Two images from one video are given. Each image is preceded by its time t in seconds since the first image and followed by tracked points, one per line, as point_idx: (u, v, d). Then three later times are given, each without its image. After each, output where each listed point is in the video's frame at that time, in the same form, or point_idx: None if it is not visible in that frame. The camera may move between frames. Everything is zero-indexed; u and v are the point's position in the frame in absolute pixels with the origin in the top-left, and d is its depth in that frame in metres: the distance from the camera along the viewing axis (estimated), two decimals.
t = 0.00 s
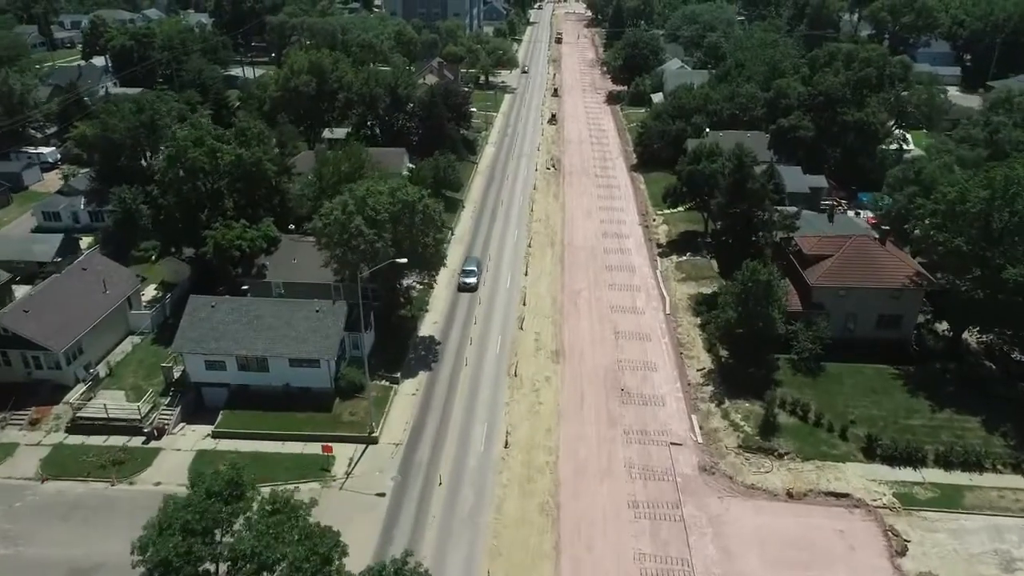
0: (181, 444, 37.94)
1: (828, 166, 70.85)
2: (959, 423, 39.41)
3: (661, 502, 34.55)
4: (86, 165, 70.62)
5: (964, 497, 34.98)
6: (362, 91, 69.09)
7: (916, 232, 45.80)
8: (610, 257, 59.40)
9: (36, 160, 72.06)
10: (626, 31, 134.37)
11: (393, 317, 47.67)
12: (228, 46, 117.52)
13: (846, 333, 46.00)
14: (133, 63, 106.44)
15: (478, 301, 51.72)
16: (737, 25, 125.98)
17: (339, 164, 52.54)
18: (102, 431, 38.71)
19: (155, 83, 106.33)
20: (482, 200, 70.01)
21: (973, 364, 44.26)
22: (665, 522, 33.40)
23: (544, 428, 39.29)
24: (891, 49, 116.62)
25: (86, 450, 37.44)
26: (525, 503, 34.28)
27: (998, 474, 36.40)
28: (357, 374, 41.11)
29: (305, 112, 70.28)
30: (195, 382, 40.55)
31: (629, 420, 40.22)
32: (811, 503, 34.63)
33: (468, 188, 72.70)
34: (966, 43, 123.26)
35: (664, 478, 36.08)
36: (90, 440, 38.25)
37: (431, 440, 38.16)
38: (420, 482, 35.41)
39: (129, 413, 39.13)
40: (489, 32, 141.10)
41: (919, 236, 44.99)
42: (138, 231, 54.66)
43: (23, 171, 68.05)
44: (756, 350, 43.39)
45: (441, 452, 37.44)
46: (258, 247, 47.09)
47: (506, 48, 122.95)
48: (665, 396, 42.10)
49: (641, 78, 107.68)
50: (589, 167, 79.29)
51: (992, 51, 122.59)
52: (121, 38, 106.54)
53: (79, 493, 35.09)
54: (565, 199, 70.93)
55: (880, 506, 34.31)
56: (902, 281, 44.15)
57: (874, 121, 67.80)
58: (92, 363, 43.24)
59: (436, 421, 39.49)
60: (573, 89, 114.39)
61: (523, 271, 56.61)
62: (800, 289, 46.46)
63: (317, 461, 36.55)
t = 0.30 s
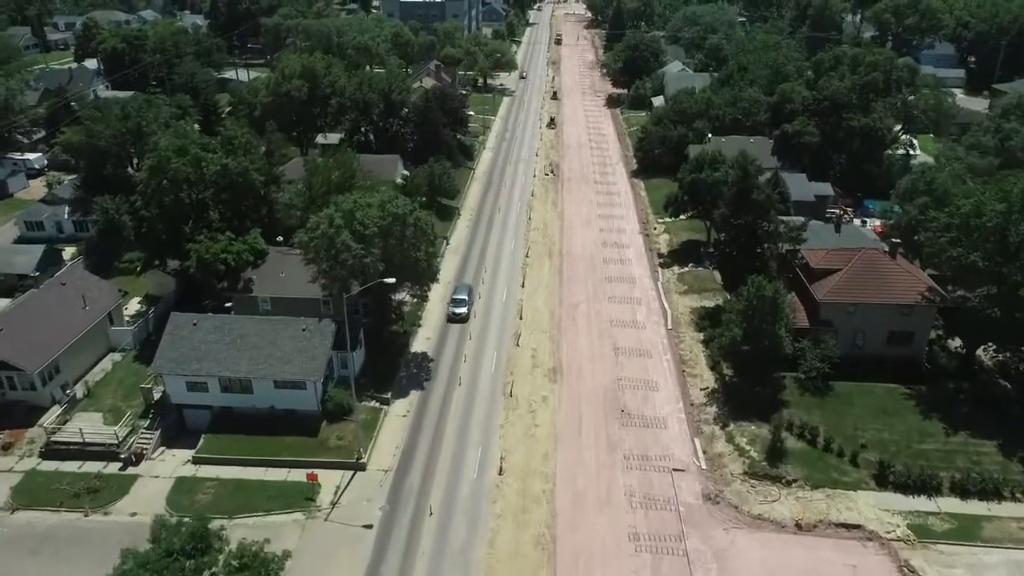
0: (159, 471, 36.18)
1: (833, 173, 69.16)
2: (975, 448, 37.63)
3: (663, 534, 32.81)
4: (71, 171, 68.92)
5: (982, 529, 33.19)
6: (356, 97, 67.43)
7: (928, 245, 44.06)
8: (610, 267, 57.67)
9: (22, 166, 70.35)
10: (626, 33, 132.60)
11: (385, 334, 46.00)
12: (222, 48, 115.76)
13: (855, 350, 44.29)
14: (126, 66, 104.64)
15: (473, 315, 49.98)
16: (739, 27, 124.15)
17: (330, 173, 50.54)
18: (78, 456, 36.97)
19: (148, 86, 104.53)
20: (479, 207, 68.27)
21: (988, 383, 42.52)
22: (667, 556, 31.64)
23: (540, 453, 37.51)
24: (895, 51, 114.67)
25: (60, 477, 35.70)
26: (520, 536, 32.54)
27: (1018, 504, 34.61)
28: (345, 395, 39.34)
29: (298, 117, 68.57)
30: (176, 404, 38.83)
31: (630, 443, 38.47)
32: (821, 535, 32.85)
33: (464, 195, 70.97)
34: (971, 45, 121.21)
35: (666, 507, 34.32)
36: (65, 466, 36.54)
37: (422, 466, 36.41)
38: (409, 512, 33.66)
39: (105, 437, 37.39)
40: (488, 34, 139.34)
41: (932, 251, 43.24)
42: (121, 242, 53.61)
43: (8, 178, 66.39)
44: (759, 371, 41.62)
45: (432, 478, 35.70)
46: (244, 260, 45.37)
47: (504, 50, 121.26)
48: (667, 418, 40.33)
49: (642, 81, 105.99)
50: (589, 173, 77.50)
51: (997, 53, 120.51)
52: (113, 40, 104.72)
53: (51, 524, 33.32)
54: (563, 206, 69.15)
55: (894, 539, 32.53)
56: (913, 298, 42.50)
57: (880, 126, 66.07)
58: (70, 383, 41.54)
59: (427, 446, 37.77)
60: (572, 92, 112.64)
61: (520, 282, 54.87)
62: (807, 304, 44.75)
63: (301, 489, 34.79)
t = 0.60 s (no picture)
0: (135, 500, 34.38)
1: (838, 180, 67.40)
2: (992, 475, 35.88)
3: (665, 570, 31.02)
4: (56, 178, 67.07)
5: (1003, 563, 31.42)
6: (348, 102, 65.68)
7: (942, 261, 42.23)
8: (609, 279, 55.90)
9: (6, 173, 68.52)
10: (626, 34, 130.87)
11: (375, 352, 44.23)
12: (216, 50, 113.96)
13: (864, 368, 42.54)
14: (116, 69, 102.66)
15: (467, 331, 48.20)
16: (740, 29, 122.36)
17: (320, 184, 49.44)
18: (50, 483, 35.13)
19: (140, 89, 102.62)
20: (475, 215, 66.47)
21: (1004, 404, 40.74)
22: None
23: (537, 481, 35.73)
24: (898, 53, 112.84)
25: (30, 507, 33.86)
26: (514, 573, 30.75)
27: None
28: (332, 419, 37.61)
29: (289, 123, 66.81)
30: (155, 428, 37.05)
31: (630, 469, 36.69)
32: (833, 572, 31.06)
33: (460, 202, 69.18)
34: (975, 47, 119.41)
35: (669, 540, 32.54)
36: (36, 495, 34.69)
37: (412, 495, 34.64)
38: (397, 546, 31.86)
39: (80, 464, 35.60)
40: (486, 36, 137.58)
41: (946, 266, 41.47)
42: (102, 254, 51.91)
43: None
44: (765, 392, 39.85)
45: (422, 509, 33.92)
46: (229, 275, 43.61)
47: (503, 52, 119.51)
48: (669, 441, 38.55)
49: (642, 84, 104.24)
50: (588, 179, 75.71)
51: (1001, 55, 118.68)
52: (104, 42, 102.86)
53: (19, 559, 31.44)
54: (561, 214, 67.38)
55: None
56: (926, 315, 40.75)
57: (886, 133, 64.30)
58: (45, 405, 39.71)
59: (418, 473, 36.00)
60: (571, 95, 110.88)
61: (516, 295, 53.09)
62: (815, 321, 42.99)
63: (284, 520, 33.02)
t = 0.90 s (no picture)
0: (109, 532, 32.60)
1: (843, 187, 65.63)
2: (1011, 504, 34.10)
3: None
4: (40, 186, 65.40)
5: None
6: (340, 108, 63.95)
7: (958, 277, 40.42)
8: (608, 291, 54.15)
9: None
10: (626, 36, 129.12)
11: (365, 371, 42.47)
12: (210, 52, 112.30)
13: (875, 388, 40.81)
14: (108, 71, 100.88)
15: (462, 347, 46.46)
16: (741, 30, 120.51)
17: (309, 195, 47.31)
18: (21, 514, 33.39)
19: (132, 92, 100.99)
20: (471, 224, 64.73)
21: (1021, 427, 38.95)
22: None
23: (532, 512, 33.96)
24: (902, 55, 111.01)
25: None
26: None
27: None
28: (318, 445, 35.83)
29: (280, 129, 65.18)
30: (132, 454, 35.31)
31: (630, 498, 34.92)
32: None
33: (456, 210, 67.44)
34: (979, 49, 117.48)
35: None
36: (5, 526, 32.94)
37: (400, 527, 32.87)
38: None
39: (52, 493, 33.87)
40: (484, 37, 135.91)
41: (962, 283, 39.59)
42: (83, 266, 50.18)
43: None
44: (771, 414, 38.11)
45: (411, 543, 32.12)
46: (213, 290, 41.88)
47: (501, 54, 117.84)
48: (671, 467, 36.77)
49: (642, 87, 102.46)
50: (587, 185, 73.97)
51: (1007, 57, 116.72)
52: (95, 45, 101.26)
53: None
54: (560, 222, 65.62)
55: None
56: (938, 334, 39.01)
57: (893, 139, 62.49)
58: (18, 428, 37.95)
59: (407, 503, 34.22)
60: (571, 97, 109.16)
61: (513, 309, 51.33)
62: (823, 339, 41.28)
63: (264, 554, 31.25)
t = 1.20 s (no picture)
0: (80, 567, 30.82)
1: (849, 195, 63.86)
2: None
3: None
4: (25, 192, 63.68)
5: None
6: (333, 113, 62.33)
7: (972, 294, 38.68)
8: (608, 303, 52.37)
9: None
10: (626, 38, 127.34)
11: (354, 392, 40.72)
12: (203, 55, 110.52)
13: (886, 410, 39.06)
14: (99, 74, 98.66)
15: (455, 364, 44.70)
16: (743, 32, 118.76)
17: (297, 207, 46.05)
18: None
19: (124, 95, 99.23)
20: (467, 233, 62.98)
21: None
22: None
23: (527, 544, 32.19)
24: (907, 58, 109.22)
25: None
26: None
27: None
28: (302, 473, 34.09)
29: (270, 136, 63.89)
30: (107, 483, 33.54)
31: (631, 529, 33.15)
32: None
33: (452, 218, 65.71)
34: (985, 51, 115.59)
35: None
36: None
37: (387, 562, 31.12)
38: None
39: (21, 525, 32.10)
40: (483, 39, 134.17)
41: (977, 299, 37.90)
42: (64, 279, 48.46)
43: None
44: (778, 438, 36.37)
45: None
46: (195, 307, 40.16)
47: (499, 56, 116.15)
48: (673, 495, 35.02)
49: (642, 90, 100.72)
50: (587, 192, 72.22)
51: (1012, 60, 114.87)
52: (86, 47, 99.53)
53: None
54: (558, 231, 63.88)
55: None
56: (952, 354, 37.32)
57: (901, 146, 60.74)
58: None
59: (396, 535, 32.45)
60: (570, 100, 107.49)
61: (509, 323, 49.58)
62: (832, 358, 39.55)
63: None
